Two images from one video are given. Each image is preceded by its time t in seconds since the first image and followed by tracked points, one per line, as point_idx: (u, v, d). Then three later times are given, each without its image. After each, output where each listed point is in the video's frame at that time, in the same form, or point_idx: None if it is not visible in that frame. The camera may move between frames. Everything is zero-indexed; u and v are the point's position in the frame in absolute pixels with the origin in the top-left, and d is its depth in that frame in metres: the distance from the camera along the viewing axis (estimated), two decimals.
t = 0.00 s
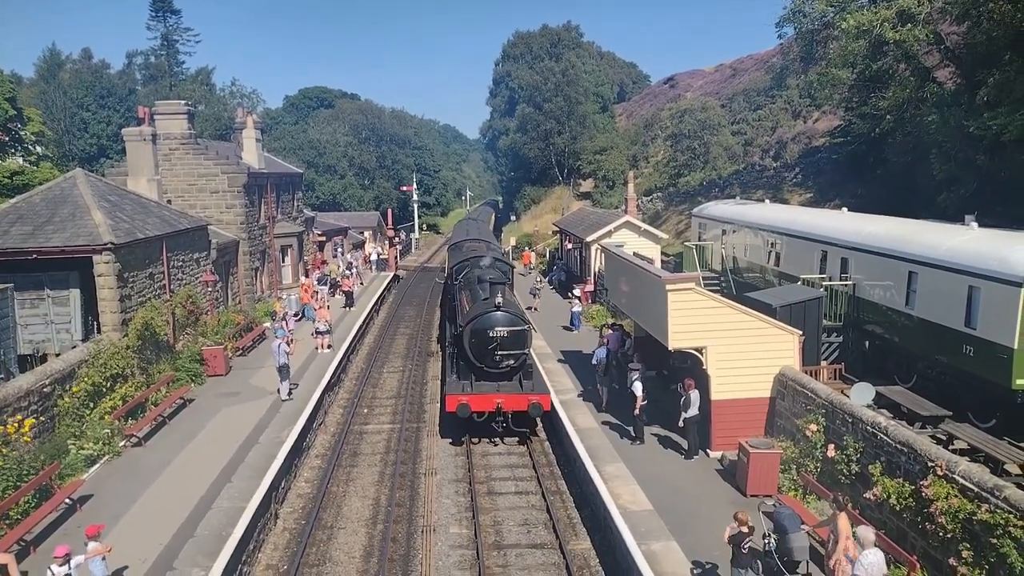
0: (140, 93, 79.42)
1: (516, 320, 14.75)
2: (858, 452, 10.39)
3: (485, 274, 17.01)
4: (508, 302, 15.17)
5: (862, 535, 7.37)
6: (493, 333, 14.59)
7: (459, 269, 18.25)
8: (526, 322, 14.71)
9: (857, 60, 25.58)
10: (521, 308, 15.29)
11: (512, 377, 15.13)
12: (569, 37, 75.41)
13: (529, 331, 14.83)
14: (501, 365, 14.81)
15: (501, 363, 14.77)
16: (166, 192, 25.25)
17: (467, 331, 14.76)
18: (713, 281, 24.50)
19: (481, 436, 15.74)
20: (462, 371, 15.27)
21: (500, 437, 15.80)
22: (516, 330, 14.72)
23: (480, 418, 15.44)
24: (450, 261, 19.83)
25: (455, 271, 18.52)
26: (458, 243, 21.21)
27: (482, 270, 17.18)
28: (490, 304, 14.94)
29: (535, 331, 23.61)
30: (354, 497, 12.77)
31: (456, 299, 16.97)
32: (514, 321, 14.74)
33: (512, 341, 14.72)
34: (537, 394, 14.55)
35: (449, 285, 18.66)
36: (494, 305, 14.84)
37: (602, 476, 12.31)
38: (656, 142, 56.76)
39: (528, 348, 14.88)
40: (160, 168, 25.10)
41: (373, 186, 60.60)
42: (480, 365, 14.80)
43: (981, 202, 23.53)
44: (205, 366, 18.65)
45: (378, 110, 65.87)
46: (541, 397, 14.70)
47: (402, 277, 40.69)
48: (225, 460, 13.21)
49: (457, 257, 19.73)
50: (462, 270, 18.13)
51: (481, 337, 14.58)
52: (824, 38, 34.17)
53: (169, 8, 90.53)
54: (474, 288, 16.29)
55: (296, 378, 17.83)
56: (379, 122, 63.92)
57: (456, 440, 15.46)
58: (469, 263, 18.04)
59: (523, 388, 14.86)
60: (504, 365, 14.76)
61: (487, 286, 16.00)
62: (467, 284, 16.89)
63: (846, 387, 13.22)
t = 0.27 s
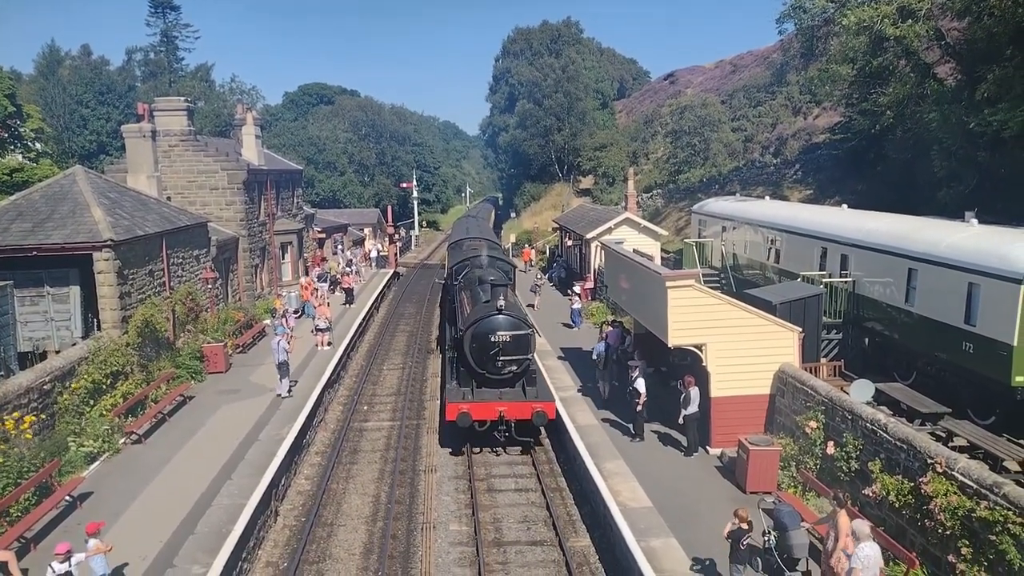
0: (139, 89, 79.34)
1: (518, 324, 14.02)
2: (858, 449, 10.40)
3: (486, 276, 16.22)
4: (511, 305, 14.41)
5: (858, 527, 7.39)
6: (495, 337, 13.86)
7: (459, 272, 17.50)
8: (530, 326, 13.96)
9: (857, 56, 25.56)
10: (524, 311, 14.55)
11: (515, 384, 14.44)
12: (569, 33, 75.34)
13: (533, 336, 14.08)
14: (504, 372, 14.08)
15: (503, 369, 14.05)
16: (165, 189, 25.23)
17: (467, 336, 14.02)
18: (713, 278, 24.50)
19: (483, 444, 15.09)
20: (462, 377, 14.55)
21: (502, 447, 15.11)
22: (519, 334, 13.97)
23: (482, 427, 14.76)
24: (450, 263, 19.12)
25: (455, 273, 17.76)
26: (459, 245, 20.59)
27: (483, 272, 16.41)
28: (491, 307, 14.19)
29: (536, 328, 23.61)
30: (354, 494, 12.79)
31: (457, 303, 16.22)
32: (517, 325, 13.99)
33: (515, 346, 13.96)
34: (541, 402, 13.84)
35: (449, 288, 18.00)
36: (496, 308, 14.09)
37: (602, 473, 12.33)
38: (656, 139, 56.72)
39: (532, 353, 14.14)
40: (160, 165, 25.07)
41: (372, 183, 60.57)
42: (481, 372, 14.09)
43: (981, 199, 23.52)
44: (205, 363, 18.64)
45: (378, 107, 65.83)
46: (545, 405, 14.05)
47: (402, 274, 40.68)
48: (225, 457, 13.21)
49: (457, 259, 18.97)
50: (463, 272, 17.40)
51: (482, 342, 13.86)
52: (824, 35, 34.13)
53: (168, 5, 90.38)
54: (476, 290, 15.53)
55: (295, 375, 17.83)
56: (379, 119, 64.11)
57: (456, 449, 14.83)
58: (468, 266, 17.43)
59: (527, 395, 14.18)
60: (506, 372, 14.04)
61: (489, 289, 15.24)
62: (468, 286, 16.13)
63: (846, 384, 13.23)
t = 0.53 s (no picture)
0: (137, 87, 79.29)
1: (521, 330, 13.35)
2: (856, 447, 10.42)
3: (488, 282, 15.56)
4: (513, 311, 13.79)
5: (852, 521, 7.46)
6: (497, 344, 13.21)
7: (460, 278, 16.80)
8: (533, 332, 13.34)
9: (856, 55, 25.58)
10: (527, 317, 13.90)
11: (518, 392, 13.74)
12: (568, 32, 75.40)
13: (536, 341, 13.44)
14: (506, 379, 13.42)
15: (505, 377, 13.39)
16: (164, 187, 25.20)
17: (468, 342, 13.35)
18: (712, 276, 24.52)
19: (484, 456, 14.33)
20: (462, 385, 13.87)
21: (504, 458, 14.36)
22: (522, 340, 13.33)
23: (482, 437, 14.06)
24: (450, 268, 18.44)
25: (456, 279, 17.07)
26: (459, 247, 19.93)
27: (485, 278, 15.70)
28: (493, 312, 13.56)
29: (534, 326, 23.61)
30: (353, 492, 12.79)
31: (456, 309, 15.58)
32: (520, 331, 13.34)
33: (518, 353, 13.33)
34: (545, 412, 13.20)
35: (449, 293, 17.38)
36: (498, 313, 13.46)
37: (601, 470, 12.34)
38: (655, 138, 56.75)
39: (535, 359, 13.49)
40: (159, 163, 25.05)
41: (371, 181, 60.54)
42: (482, 379, 13.40)
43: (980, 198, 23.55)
44: (203, 361, 18.63)
45: (377, 105, 65.84)
46: (549, 414, 13.35)
47: (401, 272, 40.68)
48: (223, 456, 13.18)
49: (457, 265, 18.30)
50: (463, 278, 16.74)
51: (484, 348, 13.21)
52: (823, 33, 34.14)
53: (167, 2, 90.25)
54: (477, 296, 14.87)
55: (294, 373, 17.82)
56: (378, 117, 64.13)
57: (456, 461, 14.09)
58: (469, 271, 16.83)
59: (530, 404, 13.47)
60: (509, 379, 13.40)
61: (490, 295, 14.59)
62: (469, 292, 15.48)
63: (844, 382, 13.25)
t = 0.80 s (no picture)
0: (137, 83, 79.15)
1: (525, 334, 12.86)
2: (856, 443, 10.43)
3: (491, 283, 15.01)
4: (517, 313, 13.27)
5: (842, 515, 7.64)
6: (500, 349, 12.71)
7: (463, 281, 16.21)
8: (538, 337, 12.85)
9: (857, 51, 25.53)
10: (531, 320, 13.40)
11: (522, 399, 13.25)
12: (568, 27, 75.28)
13: (541, 346, 12.96)
14: (509, 386, 12.92)
15: (508, 383, 12.89)
16: (163, 183, 25.16)
17: (470, 346, 12.83)
18: (712, 272, 24.52)
19: (487, 466, 13.76)
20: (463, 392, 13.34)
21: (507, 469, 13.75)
22: (526, 345, 12.83)
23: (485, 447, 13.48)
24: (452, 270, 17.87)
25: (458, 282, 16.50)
26: (462, 248, 19.39)
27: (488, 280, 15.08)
28: (496, 315, 13.04)
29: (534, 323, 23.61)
30: (353, 488, 12.81)
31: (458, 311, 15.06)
32: (524, 335, 12.86)
33: (522, 358, 12.83)
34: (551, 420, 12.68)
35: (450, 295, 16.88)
36: (501, 316, 12.94)
37: (601, 467, 12.36)
38: (655, 133, 56.65)
39: (540, 365, 13.01)
40: (158, 159, 25.02)
41: (371, 177, 60.47)
42: (484, 386, 12.92)
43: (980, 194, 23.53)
44: (203, 357, 18.62)
45: (377, 100, 65.77)
46: (554, 423, 12.80)
47: (401, 268, 40.66)
48: (223, 452, 13.17)
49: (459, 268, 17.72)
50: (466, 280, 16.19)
51: (487, 353, 12.71)
52: (824, 29, 34.05)
53: None
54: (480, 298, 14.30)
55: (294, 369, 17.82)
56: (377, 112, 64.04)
57: (457, 472, 13.52)
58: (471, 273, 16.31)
59: (534, 412, 12.96)
60: (512, 386, 12.91)
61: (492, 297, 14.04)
62: (471, 294, 14.93)
63: (844, 378, 13.27)
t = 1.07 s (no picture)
0: (137, 81, 79.10)
1: (529, 341, 12.28)
2: (856, 442, 10.43)
3: (493, 288, 14.43)
4: (521, 319, 12.69)
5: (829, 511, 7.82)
6: (503, 357, 12.12)
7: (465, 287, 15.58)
8: (543, 343, 12.26)
9: (857, 49, 25.51)
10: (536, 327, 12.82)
11: (526, 409, 12.64)
12: (569, 25, 75.29)
13: (546, 354, 12.37)
14: (512, 396, 12.28)
15: (512, 393, 12.26)
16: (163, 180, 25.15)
17: (472, 353, 12.23)
18: (712, 271, 24.52)
19: (489, 481, 13.06)
20: (464, 402, 12.69)
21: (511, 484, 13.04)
22: (531, 352, 12.24)
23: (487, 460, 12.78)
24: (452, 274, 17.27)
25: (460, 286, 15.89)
26: (462, 250, 18.84)
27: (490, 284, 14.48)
28: (499, 321, 12.46)
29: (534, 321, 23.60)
30: (353, 486, 12.82)
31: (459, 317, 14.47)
32: (528, 342, 12.27)
33: (527, 366, 12.23)
34: (557, 432, 12.03)
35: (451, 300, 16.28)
36: (505, 323, 12.36)
37: (601, 465, 12.37)
38: (656, 132, 56.61)
39: (545, 374, 12.42)
40: (158, 156, 25.00)
41: (371, 175, 60.42)
42: (487, 396, 12.30)
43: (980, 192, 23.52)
44: (203, 355, 18.64)
45: (377, 99, 65.78)
46: (561, 435, 12.13)
47: (401, 266, 40.66)
48: (223, 450, 13.15)
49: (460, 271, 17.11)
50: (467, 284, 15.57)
51: (490, 361, 12.11)
52: (824, 27, 34.03)
53: None
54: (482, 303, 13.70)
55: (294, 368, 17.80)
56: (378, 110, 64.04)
57: (458, 487, 12.79)
58: (472, 277, 15.71)
59: (539, 423, 12.34)
60: (516, 396, 12.28)
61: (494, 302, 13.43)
62: (472, 299, 14.34)
63: (843, 377, 13.28)
